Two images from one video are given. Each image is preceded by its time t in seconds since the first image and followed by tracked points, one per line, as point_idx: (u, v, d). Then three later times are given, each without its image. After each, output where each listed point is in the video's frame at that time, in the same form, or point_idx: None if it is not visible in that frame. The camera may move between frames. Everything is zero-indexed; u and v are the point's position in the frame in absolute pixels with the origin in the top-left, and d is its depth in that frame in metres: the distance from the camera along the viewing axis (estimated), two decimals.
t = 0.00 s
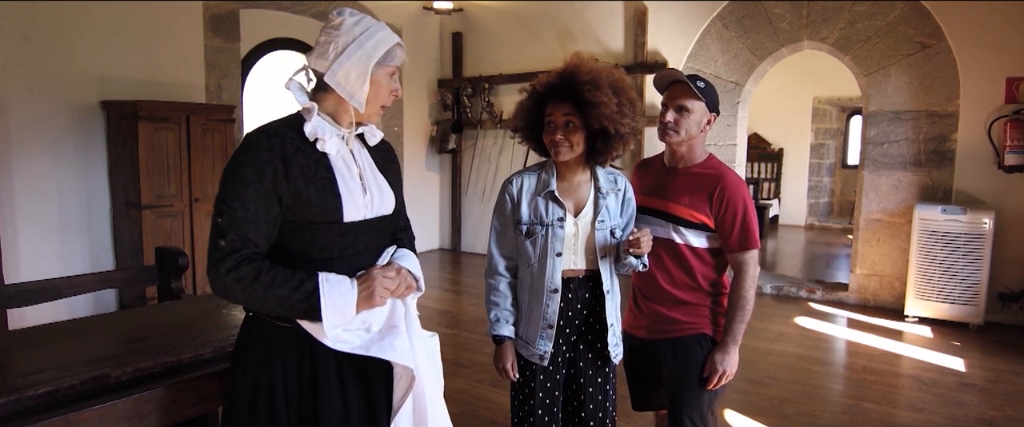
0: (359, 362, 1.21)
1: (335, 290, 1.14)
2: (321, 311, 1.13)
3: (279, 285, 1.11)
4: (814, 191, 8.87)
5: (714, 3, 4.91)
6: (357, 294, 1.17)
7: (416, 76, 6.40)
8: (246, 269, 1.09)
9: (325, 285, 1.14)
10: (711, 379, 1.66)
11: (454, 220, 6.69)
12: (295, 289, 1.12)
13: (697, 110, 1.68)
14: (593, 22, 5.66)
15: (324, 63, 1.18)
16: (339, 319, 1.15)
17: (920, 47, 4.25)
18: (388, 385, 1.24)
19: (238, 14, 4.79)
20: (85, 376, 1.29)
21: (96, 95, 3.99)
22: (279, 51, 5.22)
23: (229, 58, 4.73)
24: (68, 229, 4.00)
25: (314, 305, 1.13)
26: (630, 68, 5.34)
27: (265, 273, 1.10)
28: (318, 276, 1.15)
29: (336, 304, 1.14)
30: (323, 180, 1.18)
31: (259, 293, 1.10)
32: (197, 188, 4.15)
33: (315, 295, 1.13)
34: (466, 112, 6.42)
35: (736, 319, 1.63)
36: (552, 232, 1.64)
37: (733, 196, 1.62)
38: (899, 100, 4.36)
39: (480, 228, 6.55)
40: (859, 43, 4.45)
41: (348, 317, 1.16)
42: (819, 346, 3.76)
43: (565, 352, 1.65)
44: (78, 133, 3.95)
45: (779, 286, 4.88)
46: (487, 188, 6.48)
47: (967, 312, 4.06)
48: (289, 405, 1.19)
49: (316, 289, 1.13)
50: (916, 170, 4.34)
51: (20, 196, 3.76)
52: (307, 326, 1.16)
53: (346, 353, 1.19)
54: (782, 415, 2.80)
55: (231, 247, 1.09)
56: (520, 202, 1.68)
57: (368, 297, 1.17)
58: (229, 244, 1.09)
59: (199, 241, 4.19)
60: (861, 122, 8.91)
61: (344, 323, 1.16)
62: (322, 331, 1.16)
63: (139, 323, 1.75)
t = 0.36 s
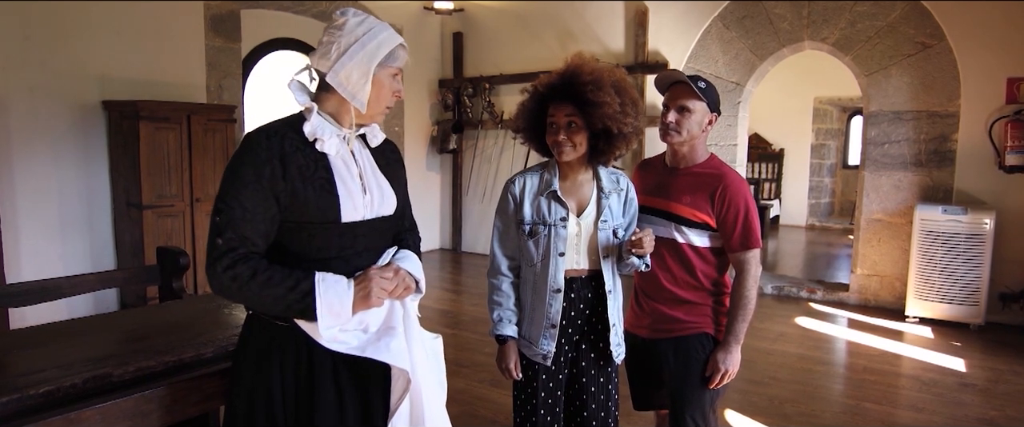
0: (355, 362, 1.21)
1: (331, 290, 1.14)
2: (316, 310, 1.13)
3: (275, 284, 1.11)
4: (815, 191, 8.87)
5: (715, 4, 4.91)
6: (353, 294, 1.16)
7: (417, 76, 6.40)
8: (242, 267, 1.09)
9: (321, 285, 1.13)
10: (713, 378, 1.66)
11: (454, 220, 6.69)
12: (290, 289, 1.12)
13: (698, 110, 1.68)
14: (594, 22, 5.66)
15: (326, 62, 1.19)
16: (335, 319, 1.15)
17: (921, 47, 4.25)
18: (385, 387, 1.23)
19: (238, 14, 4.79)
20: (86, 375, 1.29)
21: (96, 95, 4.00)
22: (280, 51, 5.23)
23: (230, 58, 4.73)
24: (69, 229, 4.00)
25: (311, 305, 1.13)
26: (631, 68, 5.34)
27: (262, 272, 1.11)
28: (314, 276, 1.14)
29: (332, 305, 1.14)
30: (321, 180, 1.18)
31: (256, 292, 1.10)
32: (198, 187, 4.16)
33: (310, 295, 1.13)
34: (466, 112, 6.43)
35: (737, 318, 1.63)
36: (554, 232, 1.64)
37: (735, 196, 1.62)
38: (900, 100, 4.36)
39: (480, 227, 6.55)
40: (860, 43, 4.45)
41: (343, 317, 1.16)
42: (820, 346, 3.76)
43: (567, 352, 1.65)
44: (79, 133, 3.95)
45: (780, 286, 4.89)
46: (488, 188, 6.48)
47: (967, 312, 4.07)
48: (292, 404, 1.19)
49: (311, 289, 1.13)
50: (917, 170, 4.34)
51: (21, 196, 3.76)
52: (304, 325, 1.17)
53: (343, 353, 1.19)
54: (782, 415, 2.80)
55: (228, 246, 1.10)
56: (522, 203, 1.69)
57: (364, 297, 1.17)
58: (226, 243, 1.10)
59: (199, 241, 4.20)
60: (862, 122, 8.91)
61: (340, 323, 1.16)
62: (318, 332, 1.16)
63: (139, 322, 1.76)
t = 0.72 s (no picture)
0: (360, 362, 1.21)
1: (336, 290, 1.14)
2: (320, 310, 1.13)
3: (279, 284, 1.11)
4: (816, 191, 8.87)
5: (715, 4, 4.92)
6: (357, 295, 1.16)
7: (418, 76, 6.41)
8: (247, 266, 1.10)
9: (325, 285, 1.14)
10: (715, 377, 1.66)
11: (456, 220, 6.70)
12: (295, 288, 1.12)
13: (702, 109, 1.68)
14: (594, 22, 5.67)
15: (331, 61, 1.19)
16: (340, 319, 1.15)
17: (922, 47, 4.25)
18: (389, 387, 1.23)
19: (240, 14, 4.80)
20: (92, 374, 1.30)
21: (98, 95, 4.01)
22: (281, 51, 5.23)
23: (231, 58, 4.73)
24: (71, 229, 4.00)
25: (315, 305, 1.13)
26: (631, 68, 5.35)
27: (266, 271, 1.11)
28: (319, 276, 1.14)
29: (336, 305, 1.14)
30: (327, 180, 1.18)
31: (260, 292, 1.10)
32: (200, 187, 4.16)
33: (314, 294, 1.13)
34: (467, 112, 6.43)
35: (740, 318, 1.63)
36: (559, 232, 1.65)
37: (738, 195, 1.63)
38: (901, 100, 4.36)
39: (481, 227, 6.56)
40: (861, 43, 4.45)
41: (347, 317, 1.16)
42: (821, 346, 3.76)
43: (571, 352, 1.65)
44: (80, 133, 3.96)
45: (781, 286, 4.89)
46: (489, 188, 6.49)
47: (968, 312, 4.07)
48: (298, 403, 1.19)
49: (316, 288, 1.13)
50: (918, 170, 4.34)
51: (23, 196, 3.76)
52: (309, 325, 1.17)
53: (347, 353, 1.20)
54: (783, 415, 2.81)
55: (233, 245, 1.10)
56: (526, 202, 1.69)
57: (368, 297, 1.16)
58: (232, 242, 1.10)
59: (201, 241, 4.20)
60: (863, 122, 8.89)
61: (344, 323, 1.16)
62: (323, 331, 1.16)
63: (143, 321, 1.76)
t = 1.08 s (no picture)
0: (360, 363, 1.21)
1: (333, 290, 1.14)
2: (317, 309, 1.13)
3: (279, 282, 1.12)
4: (817, 191, 8.87)
5: (717, 4, 4.92)
6: (354, 295, 1.15)
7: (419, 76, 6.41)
8: (248, 264, 1.10)
9: (323, 285, 1.13)
10: (720, 377, 1.67)
11: (457, 220, 6.70)
12: (295, 287, 1.12)
13: (706, 110, 1.69)
14: (596, 22, 5.68)
15: (336, 61, 1.20)
16: (336, 319, 1.15)
17: (924, 47, 4.25)
18: (391, 388, 1.23)
19: (242, 14, 4.80)
20: (98, 373, 1.31)
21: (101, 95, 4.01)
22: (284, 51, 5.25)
23: (233, 58, 4.74)
24: (74, 228, 4.01)
25: (313, 303, 1.13)
26: (633, 69, 5.35)
27: (266, 269, 1.11)
28: (318, 275, 1.14)
29: (334, 305, 1.14)
30: (329, 179, 1.18)
31: (260, 289, 1.11)
32: (202, 187, 4.17)
33: (312, 294, 1.13)
34: (469, 112, 6.43)
35: (744, 318, 1.64)
36: (562, 232, 1.65)
37: (742, 196, 1.63)
38: (903, 100, 4.36)
39: (483, 228, 6.56)
40: (863, 43, 4.45)
41: (345, 317, 1.16)
42: (822, 345, 3.76)
43: (574, 351, 1.65)
44: (83, 133, 3.96)
45: (782, 286, 4.89)
46: (490, 188, 6.49)
47: (970, 312, 4.07)
48: (301, 402, 1.20)
49: (314, 287, 1.13)
50: (920, 170, 4.34)
51: (25, 196, 3.77)
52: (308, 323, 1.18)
53: (345, 354, 1.20)
54: (786, 414, 2.81)
55: (235, 243, 1.11)
56: (529, 202, 1.70)
57: (366, 297, 1.15)
58: (234, 240, 1.11)
59: (204, 240, 4.21)
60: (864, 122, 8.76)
61: (341, 323, 1.16)
62: (320, 331, 1.15)
63: (148, 321, 1.76)
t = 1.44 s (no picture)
0: (353, 364, 1.19)
1: (325, 288, 1.12)
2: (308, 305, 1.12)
3: (274, 279, 1.12)
4: (818, 191, 8.87)
5: (719, 4, 4.91)
6: (346, 295, 1.12)
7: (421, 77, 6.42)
8: (246, 260, 1.12)
9: (316, 282, 1.12)
10: (724, 377, 1.67)
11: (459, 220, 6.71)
12: (288, 284, 1.12)
13: (710, 111, 1.69)
14: (598, 23, 5.68)
15: (333, 64, 1.21)
16: (328, 318, 1.13)
17: (926, 47, 4.26)
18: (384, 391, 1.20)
19: (244, 15, 4.80)
20: (106, 373, 1.31)
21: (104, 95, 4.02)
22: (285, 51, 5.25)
23: (236, 58, 4.74)
24: (77, 228, 4.02)
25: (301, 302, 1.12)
26: (635, 69, 5.35)
27: (263, 265, 1.12)
28: (313, 273, 1.14)
29: (325, 303, 1.12)
30: (326, 179, 1.19)
31: (257, 286, 1.12)
32: (204, 187, 4.17)
33: (305, 292, 1.12)
34: (470, 112, 6.45)
35: (748, 318, 1.64)
36: (562, 233, 1.65)
37: (746, 196, 1.64)
38: (905, 100, 4.37)
39: (485, 228, 6.57)
40: (864, 44, 4.46)
41: (336, 315, 1.13)
42: (824, 346, 3.76)
43: (575, 352, 1.66)
44: (86, 133, 3.97)
45: (784, 286, 4.90)
46: (492, 188, 6.50)
47: (971, 312, 4.07)
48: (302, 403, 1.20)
49: (307, 285, 1.12)
50: (922, 170, 4.34)
51: (29, 196, 3.77)
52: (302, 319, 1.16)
53: (338, 354, 1.18)
54: (788, 415, 2.81)
55: (235, 240, 1.13)
56: (530, 203, 1.70)
57: (356, 296, 1.12)
58: (233, 237, 1.13)
59: (207, 240, 4.21)
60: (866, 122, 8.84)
61: (333, 322, 1.13)
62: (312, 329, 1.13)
63: (153, 321, 1.77)
